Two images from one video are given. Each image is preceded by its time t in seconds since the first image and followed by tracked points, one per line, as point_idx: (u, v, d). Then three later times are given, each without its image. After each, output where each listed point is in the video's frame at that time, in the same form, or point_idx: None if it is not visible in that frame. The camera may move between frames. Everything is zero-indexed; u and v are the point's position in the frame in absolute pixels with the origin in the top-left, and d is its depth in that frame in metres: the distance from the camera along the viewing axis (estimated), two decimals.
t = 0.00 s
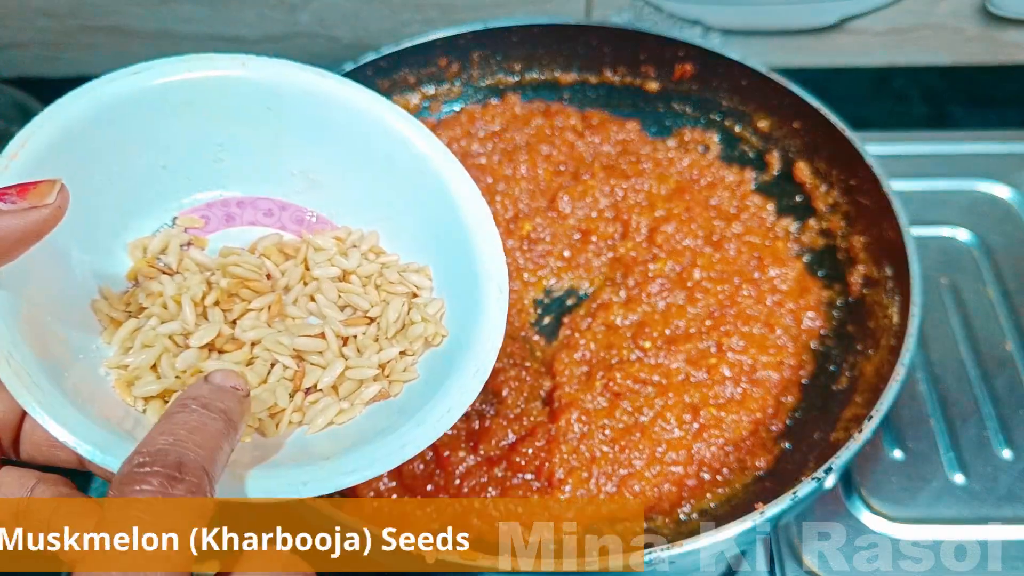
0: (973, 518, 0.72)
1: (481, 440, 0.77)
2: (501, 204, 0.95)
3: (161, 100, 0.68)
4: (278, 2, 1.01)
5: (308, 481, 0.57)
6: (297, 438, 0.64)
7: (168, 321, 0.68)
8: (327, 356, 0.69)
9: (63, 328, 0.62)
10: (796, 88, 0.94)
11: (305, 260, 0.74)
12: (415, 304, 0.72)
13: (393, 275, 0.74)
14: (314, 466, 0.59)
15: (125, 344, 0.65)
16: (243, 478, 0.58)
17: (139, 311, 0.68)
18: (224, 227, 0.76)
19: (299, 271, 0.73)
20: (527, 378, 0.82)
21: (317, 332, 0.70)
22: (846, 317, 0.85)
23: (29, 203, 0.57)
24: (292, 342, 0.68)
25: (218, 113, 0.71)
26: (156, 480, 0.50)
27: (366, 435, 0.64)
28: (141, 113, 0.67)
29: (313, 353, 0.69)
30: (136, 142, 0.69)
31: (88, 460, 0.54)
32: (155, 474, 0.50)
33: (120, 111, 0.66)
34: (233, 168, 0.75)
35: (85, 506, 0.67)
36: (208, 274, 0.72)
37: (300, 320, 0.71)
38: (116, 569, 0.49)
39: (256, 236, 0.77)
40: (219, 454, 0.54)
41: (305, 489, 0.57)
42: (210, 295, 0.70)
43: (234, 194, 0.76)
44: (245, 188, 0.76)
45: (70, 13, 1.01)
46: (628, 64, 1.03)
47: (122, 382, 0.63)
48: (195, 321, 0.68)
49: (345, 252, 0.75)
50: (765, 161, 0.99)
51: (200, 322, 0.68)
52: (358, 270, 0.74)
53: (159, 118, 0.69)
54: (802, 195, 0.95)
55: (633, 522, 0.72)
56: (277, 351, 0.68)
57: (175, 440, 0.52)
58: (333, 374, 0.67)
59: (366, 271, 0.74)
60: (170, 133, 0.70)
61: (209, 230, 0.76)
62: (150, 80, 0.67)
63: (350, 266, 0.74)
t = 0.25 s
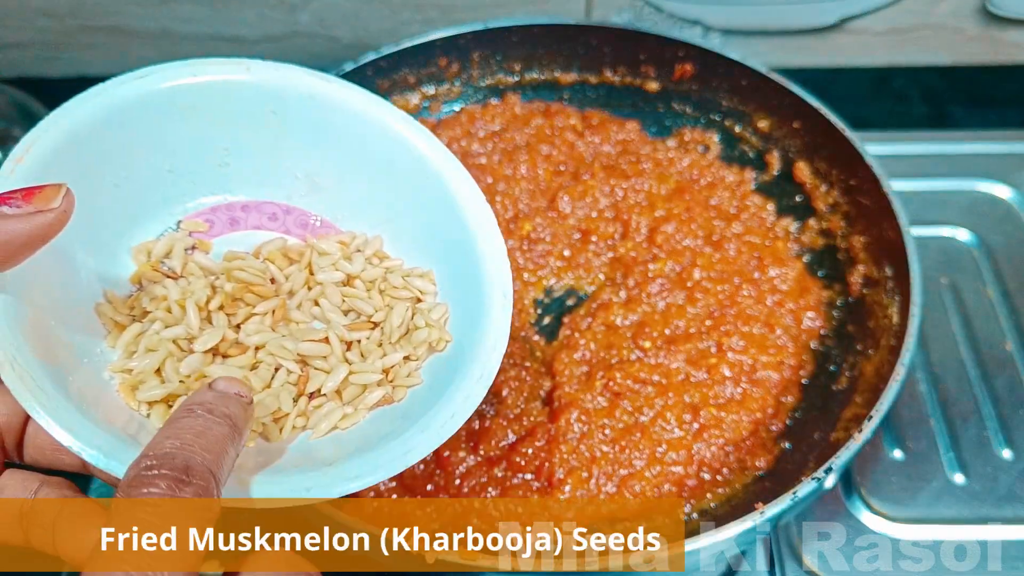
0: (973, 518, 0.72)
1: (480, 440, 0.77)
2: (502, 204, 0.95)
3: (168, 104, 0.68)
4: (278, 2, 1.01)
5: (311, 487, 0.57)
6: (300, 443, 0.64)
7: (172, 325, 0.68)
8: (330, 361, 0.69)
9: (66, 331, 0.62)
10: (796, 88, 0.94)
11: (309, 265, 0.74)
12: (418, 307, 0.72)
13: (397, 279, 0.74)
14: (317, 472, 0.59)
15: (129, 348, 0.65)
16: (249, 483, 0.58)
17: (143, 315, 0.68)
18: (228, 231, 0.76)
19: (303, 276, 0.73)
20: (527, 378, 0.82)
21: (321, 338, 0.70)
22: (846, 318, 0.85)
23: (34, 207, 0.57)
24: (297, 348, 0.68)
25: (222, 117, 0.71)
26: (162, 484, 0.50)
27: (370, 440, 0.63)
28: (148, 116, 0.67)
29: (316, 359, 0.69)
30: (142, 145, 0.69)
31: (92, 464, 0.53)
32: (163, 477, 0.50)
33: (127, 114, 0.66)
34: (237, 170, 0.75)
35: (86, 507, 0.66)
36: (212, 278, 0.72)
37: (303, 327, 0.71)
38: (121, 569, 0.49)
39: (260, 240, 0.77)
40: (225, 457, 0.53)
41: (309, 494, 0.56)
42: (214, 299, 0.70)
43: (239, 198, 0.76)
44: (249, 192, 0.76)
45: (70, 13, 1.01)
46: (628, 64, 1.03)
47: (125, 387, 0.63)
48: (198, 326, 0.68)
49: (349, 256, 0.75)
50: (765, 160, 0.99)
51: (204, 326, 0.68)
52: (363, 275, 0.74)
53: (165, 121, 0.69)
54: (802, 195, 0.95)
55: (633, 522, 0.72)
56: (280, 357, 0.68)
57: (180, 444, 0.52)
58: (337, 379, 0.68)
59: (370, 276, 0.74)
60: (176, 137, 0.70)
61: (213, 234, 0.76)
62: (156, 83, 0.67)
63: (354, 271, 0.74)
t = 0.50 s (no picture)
0: (974, 518, 0.72)
1: (481, 440, 0.77)
2: (502, 203, 0.95)
3: (168, 102, 0.68)
4: (278, 2, 1.01)
5: (311, 482, 0.57)
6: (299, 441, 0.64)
7: (171, 322, 0.68)
8: (329, 356, 0.69)
9: (66, 329, 0.62)
10: (796, 88, 0.94)
11: (307, 262, 0.74)
12: (418, 303, 0.72)
13: (396, 276, 0.74)
14: (317, 467, 0.59)
15: (128, 345, 0.65)
16: (250, 479, 0.58)
17: (142, 313, 0.68)
18: (228, 230, 0.76)
19: (302, 273, 0.73)
20: (527, 378, 0.82)
21: (320, 334, 0.70)
22: (846, 318, 0.85)
23: (32, 203, 0.57)
24: (297, 345, 0.68)
25: (222, 115, 0.71)
26: (155, 467, 0.50)
27: (369, 437, 0.63)
28: (147, 115, 0.67)
29: (315, 355, 0.69)
30: (143, 145, 0.69)
31: (91, 460, 0.53)
32: (154, 462, 0.50)
33: (127, 113, 0.66)
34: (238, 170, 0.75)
35: (86, 506, 0.66)
36: (211, 275, 0.72)
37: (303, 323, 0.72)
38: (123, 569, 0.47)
39: (260, 238, 0.77)
40: (219, 436, 0.53)
41: (308, 490, 0.57)
42: (213, 296, 0.70)
43: (238, 196, 0.76)
44: (248, 190, 0.76)
45: (70, 13, 1.01)
46: (628, 64, 1.02)
47: (124, 384, 0.62)
48: (197, 323, 0.68)
49: (349, 253, 0.75)
50: (765, 161, 0.99)
51: (203, 324, 0.69)
52: (362, 272, 0.74)
53: (165, 120, 0.69)
54: (802, 195, 0.95)
55: (633, 522, 0.72)
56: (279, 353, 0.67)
57: (172, 422, 0.52)
58: (336, 376, 0.68)
59: (369, 273, 0.74)
60: (176, 135, 0.70)
61: (212, 232, 0.76)
62: (156, 82, 0.67)
63: (353, 268, 0.74)
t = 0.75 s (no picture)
0: (974, 518, 0.72)
1: (481, 440, 0.77)
2: (502, 203, 0.95)
3: (166, 102, 0.68)
4: (278, 2, 1.00)
5: (309, 484, 0.57)
6: (299, 441, 0.64)
7: (170, 323, 0.68)
8: (328, 356, 0.69)
9: (65, 330, 0.62)
10: (796, 88, 0.94)
11: (307, 262, 0.74)
12: (417, 304, 0.72)
13: (396, 277, 0.74)
14: (315, 468, 0.59)
15: (127, 345, 0.65)
16: (245, 480, 0.58)
17: (141, 313, 0.68)
18: (227, 230, 0.76)
19: (301, 273, 0.73)
20: (527, 378, 0.82)
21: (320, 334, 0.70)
22: (846, 318, 0.85)
23: (30, 204, 0.57)
24: (296, 346, 0.68)
25: (221, 115, 0.71)
26: (159, 475, 0.50)
27: (369, 437, 0.63)
28: (145, 115, 0.67)
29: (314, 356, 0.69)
30: (141, 144, 0.69)
31: (89, 462, 0.53)
32: (159, 470, 0.50)
33: (125, 113, 0.66)
34: (236, 169, 0.75)
35: (86, 506, 0.67)
36: (210, 275, 0.72)
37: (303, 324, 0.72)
38: (124, 569, 0.49)
39: (259, 238, 0.77)
40: (220, 451, 0.53)
41: (306, 492, 0.57)
42: (212, 297, 0.70)
43: (237, 195, 0.76)
44: (248, 189, 0.76)
45: (70, 12, 1.01)
46: (628, 64, 1.02)
47: (124, 384, 0.62)
48: (196, 324, 0.68)
49: (348, 253, 0.75)
50: (765, 161, 0.99)
51: (202, 324, 0.68)
52: (361, 272, 0.74)
53: (164, 120, 0.69)
54: (802, 195, 0.95)
55: (633, 522, 0.72)
56: (278, 354, 0.67)
57: (176, 436, 0.52)
58: (335, 377, 0.67)
59: (368, 273, 0.74)
60: (175, 135, 0.70)
61: (211, 232, 0.75)
62: (155, 82, 0.67)
63: (353, 268, 0.74)
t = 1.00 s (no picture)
0: (974, 518, 0.72)
1: (481, 440, 0.77)
2: (501, 203, 0.95)
3: (164, 102, 0.68)
4: (278, 2, 1.00)
5: (309, 484, 0.57)
6: (298, 440, 0.64)
7: (169, 322, 0.68)
8: (328, 356, 0.69)
9: (65, 330, 0.62)
10: (796, 88, 0.94)
11: (306, 261, 0.74)
12: (417, 303, 0.72)
13: (395, 276, 0.74)
14: (315, 468, 0.59)
15: (127, 345, 0.65)
16: (245, 480, 0.58)
17: (140, 312, 0.68)
18: (226, 229, 0.76)
19: (301, 272, 0.73)
20: (528, 378, 0.82)
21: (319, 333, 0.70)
22: (846, 318, 0.85)
23: (29, 203, 0.57)
24: (295, 345, 0.68)
25: (221, 114, 0.71)
26: (159, 476, 0.50)
27: (368, 436, 0.63)
28: (144, 115, 0.67)
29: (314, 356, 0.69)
30: (140, 144, 0.69)
31: (90, 462, 0.53)
32: (159, 470, 0.50)
33: (124, 113, 0.66)
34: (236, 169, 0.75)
35: (85, 505, 0.67)
36: (210, 275, 0.72)
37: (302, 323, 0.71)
38: (124, 569, 0.49)
39: (259, 237, 0.77)
40: (220, 452, 0.53)
41: (306, 491, 0.57)
42: (212, 296, 0.70)
43: (236, 195, 0.76)
44: (247, 189, 0.76)
45: (70, 12, 1.01)
46: (628, 64, 1.03)
47: (123, 384, 0.63)
48: (196, 323, 0.68)
49: (347, 253, 0.75)
50: (765, 161, 0.99)
51: (201, 324, 0.69)
52: (360, 271, 0.74)
53: (163, 120, 0.69)
54: (802, 195, 0.95)
55: (633, 522, 0.72)
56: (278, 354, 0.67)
57: (176, 437, 0.52)
58: (334, 376, 0.67)
59: (367, 272, 0.74)
60: (174, 134, 0.70)
61: (210, 231, 0.76)
62: (153, 82, 0.67)
63: (352, 267, 0.74)
